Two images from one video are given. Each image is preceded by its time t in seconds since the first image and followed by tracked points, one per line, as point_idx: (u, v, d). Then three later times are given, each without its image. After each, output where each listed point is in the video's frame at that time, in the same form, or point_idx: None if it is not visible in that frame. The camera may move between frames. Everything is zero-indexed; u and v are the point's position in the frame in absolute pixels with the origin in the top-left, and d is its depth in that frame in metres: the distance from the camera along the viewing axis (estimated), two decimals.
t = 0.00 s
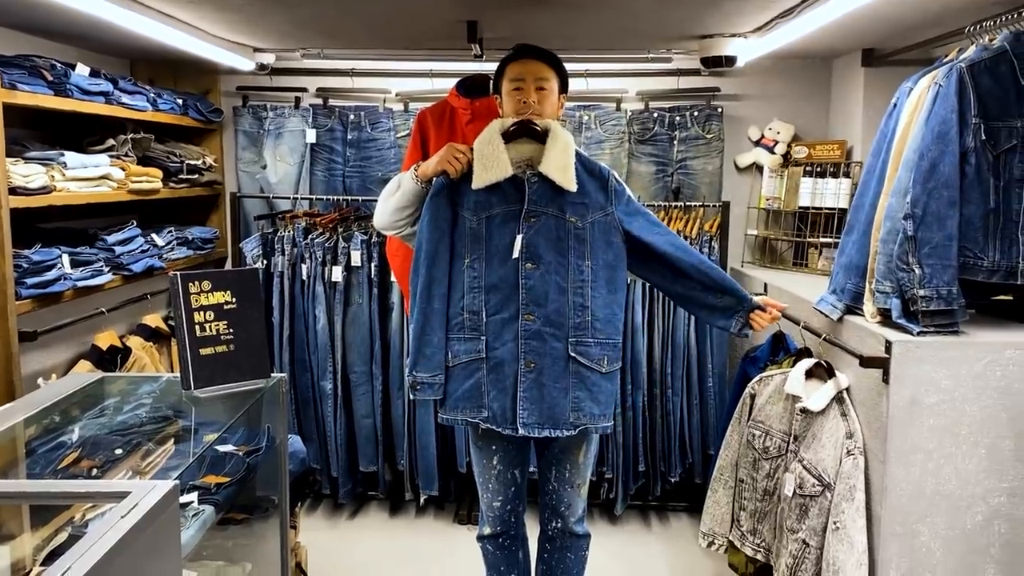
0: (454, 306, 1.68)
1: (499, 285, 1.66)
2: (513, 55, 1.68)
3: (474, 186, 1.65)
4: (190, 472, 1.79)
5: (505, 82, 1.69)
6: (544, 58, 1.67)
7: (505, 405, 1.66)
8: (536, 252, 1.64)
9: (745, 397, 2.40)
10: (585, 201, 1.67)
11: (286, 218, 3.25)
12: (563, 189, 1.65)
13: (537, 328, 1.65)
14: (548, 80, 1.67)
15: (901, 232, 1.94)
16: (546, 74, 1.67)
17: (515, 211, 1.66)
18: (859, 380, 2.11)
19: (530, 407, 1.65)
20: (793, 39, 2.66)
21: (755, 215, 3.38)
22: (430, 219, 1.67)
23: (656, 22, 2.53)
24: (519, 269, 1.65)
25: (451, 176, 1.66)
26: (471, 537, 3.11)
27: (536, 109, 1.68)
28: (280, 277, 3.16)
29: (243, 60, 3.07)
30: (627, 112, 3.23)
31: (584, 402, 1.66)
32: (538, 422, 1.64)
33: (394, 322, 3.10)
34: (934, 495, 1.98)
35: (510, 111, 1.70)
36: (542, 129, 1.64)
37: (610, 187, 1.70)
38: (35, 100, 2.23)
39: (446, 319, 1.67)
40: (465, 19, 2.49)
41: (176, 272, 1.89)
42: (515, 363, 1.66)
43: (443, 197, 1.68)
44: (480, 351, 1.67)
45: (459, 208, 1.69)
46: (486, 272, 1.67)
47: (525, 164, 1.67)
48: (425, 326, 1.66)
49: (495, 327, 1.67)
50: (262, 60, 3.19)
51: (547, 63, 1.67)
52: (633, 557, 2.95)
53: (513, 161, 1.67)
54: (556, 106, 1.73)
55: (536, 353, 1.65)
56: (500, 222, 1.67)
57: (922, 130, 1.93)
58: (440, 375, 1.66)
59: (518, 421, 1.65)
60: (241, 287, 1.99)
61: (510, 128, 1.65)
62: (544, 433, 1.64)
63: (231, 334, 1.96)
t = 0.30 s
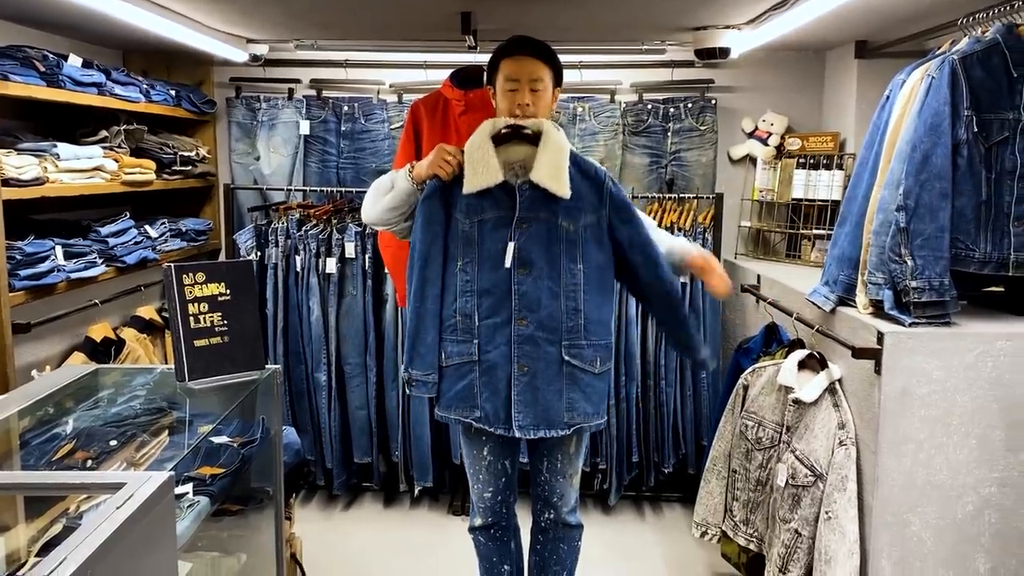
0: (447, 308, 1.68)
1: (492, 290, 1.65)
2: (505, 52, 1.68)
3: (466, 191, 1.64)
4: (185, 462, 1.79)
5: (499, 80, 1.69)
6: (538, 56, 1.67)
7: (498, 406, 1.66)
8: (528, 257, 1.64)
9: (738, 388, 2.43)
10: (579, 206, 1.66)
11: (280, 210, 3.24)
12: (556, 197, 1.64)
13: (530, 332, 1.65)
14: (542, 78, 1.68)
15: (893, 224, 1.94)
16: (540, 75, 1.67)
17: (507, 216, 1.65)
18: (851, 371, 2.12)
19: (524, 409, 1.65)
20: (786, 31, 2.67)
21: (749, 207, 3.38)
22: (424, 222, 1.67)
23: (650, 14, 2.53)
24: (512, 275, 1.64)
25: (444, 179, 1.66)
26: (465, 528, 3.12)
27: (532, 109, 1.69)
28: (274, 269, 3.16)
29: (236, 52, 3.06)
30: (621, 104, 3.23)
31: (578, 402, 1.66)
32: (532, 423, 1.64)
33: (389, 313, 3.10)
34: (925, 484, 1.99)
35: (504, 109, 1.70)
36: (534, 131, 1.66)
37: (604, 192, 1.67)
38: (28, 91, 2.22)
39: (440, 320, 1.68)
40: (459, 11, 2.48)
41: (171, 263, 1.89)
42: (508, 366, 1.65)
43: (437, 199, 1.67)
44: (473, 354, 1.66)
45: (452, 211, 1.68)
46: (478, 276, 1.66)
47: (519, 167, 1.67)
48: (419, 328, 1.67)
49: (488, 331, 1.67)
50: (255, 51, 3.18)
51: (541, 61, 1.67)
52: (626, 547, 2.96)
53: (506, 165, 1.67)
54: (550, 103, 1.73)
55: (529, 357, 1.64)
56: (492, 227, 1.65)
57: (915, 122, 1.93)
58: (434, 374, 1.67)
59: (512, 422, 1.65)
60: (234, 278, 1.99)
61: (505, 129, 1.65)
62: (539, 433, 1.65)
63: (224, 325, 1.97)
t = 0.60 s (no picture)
0: (428, 328, 1.65)
1: (468, 318, 1.61)
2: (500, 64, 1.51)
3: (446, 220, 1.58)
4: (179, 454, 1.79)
5: (489, 92, 1.56)
6: (533, 75, 1.52)
7: (468, 432, 1.64)
8: (504, 292, 1.59)
9: (732, 381, 2.44)
10: (554, 246, 1.56)
11: (274, 202, 3.24)
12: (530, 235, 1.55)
13: (501, 367, 1.60)
14: (536, 100, 1.56)
15: (886, 217, 1.95)
16: (533, 97, 1.54)
17: (482, 247, 1.58)
18: (844, 362, 2.13)
19: (493, 440, 1.62)
20: (780, 24, 2.67)
21: (743, 199, 3.39)
22: (411, 243, 1.62)
23: (645, 7, 2.53)
24: (487, 307, 1.59)
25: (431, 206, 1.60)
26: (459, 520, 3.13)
27: (523, 127, 1.59)
28: (269, 261, 3.15)
29: (230, 43, 3.05)
30: (616, 97, 3.23)
31: (543, 444, 1.61)
32: (498, 455, 1.62)
33: (383, 306, 3.11)
34: (917, 476, 2.01)
35: (492, 124, 1.59)
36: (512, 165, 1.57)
37: (580, 233, 1.56)
38: (21, 83, 2.22)
39: (420, 340, 1.65)
40: (454, 3, 2.48)
41: (165, 256, 1.90)
42: (479, 396, 1.62)
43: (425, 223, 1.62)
44: (448, 378, 1.64)
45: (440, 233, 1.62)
46: (457, 302, 1.61)
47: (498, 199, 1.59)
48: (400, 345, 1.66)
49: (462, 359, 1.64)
50: (249, 43, 3.17)
51: (537, 81, 1.53)
52: (620, 538, 2.98)
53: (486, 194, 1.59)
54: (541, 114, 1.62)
55: (498, 393, 1.61)
56: (470, 254, 1.59)
57: (908, 115, 1.94)
58: (414, 392, 1.66)
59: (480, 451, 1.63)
60: (228, 271, 2.01)
61: (488, 161, 1.58)
62: (504, 467, 1.62)
63: (219, 317, 1.98)
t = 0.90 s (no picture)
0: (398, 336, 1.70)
1: (417, 323, 1.64)
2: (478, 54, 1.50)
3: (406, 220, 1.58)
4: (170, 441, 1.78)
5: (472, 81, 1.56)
6: (517, 66, 1.51)
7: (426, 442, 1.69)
8: (444, 295, 1.59)
9: (725, 369, 2.44)
10: (486, 244, 1.53)
11: (265, 190, 3.22)
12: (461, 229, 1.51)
13: (441, 372, 1.62)
14: (516, 91, 1.54)
15: (881, 204, 1.95)
16: (514, 88, 1.53)
17: (424, 251, 1.60)
18: (837, 350, 2.13)
19: (435, 454, 1.65)
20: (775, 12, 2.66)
21: (737, 188, 3.39)
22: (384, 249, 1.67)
23: None
24: (430, 311, 1.61)
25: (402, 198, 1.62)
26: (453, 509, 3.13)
27: (505, 119, 1.57)
28: (261, 249, 3.14)
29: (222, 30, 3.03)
30: (610, 85, 3.22)
31: (472, 459, 1.61)
32: (437, 469, 1.65)
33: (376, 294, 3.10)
34: (909, 464, 2.01)
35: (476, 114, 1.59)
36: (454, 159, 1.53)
37: (509, 222, 1.49)
38: (10, 68, 2.20)
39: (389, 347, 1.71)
40: None
41: (155, 243, 1.89)
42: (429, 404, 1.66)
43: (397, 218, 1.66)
44: (408, 387, 1.69)
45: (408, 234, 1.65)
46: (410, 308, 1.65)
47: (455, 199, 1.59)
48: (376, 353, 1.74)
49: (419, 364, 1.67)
50: (241, 29, 3.15)
51: (516, 73, 1.51)
52: (613, 527, 2.98)
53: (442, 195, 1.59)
54: (528, 106, 1.60)
55: (440, 398, 1.62)
56: (417, 258, 1.61)
57: (903, 102, 1.93)
58: (382, 401, 1.72)
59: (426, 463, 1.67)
60: (219, 258, 2.01)
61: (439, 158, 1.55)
62: (442, 482, 1.64)
63: (211, 306, 1.97)
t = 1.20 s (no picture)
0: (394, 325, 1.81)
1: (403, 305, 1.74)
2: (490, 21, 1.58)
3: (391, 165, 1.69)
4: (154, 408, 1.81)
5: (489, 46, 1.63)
6: (527, 34, 1.56)
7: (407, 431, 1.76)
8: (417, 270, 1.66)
9: (719, 334, 2.42)
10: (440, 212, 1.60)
11: (253, 152, 3.14)
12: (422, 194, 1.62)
13: (414, 351, 1.68)
14: (528, 57, 1.59)
15: (879, 167, 1.91)
16: (526, 54, 1.58)
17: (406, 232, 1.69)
18: (832, 314, 2.11)
19: (412, 441, 1.71)
20: None
21: (732, 152, 3.34)
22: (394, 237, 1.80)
23: None
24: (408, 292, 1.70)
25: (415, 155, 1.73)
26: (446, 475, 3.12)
27: (521, 83, 1.64)
28: (249, 213, 3.09)
29: None
30: (604, 46, 3.16)
31: (443, 439, 1.67)
32: (413, 457, 1.71)
33: (367, 259, 3.06)
34: (904, 429, 2.00)
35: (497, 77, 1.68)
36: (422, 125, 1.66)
37: (448, 179, 1.57)
38: None
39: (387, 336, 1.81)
40: None
41: (140, 205, 1.85)
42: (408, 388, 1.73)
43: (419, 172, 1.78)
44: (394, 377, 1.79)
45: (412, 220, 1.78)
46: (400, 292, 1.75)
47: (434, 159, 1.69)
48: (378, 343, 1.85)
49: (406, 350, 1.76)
50: None
51: (526, 39, 1.56)
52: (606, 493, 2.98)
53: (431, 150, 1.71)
54: (549, 66, 1.65)
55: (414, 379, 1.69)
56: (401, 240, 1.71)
57: (903, 62, 1.88)
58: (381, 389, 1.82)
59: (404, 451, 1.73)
60: (206, 221, 1.97)
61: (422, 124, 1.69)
62: (417, 468, 1.70)
63: (197, 270, 1.94)
